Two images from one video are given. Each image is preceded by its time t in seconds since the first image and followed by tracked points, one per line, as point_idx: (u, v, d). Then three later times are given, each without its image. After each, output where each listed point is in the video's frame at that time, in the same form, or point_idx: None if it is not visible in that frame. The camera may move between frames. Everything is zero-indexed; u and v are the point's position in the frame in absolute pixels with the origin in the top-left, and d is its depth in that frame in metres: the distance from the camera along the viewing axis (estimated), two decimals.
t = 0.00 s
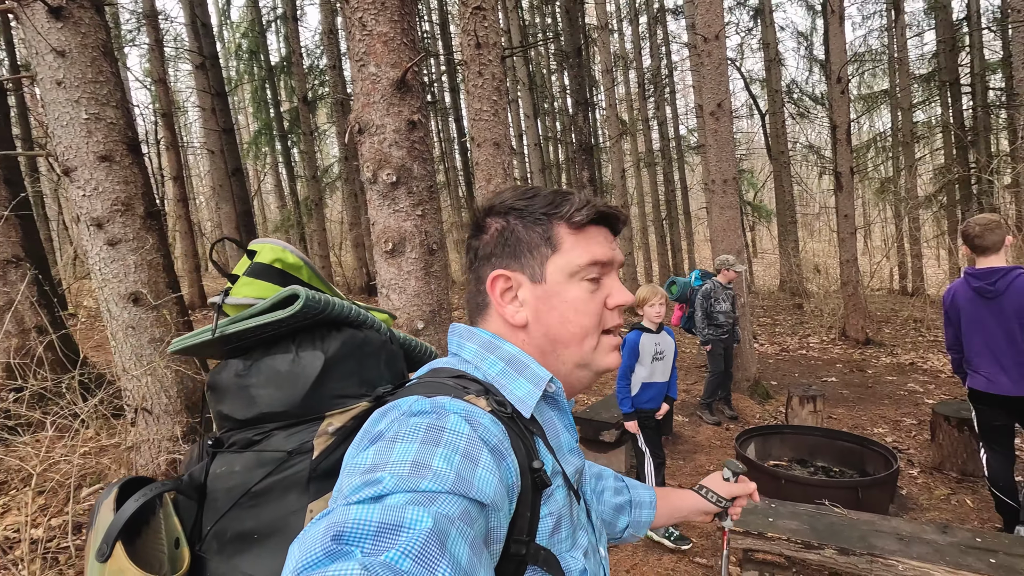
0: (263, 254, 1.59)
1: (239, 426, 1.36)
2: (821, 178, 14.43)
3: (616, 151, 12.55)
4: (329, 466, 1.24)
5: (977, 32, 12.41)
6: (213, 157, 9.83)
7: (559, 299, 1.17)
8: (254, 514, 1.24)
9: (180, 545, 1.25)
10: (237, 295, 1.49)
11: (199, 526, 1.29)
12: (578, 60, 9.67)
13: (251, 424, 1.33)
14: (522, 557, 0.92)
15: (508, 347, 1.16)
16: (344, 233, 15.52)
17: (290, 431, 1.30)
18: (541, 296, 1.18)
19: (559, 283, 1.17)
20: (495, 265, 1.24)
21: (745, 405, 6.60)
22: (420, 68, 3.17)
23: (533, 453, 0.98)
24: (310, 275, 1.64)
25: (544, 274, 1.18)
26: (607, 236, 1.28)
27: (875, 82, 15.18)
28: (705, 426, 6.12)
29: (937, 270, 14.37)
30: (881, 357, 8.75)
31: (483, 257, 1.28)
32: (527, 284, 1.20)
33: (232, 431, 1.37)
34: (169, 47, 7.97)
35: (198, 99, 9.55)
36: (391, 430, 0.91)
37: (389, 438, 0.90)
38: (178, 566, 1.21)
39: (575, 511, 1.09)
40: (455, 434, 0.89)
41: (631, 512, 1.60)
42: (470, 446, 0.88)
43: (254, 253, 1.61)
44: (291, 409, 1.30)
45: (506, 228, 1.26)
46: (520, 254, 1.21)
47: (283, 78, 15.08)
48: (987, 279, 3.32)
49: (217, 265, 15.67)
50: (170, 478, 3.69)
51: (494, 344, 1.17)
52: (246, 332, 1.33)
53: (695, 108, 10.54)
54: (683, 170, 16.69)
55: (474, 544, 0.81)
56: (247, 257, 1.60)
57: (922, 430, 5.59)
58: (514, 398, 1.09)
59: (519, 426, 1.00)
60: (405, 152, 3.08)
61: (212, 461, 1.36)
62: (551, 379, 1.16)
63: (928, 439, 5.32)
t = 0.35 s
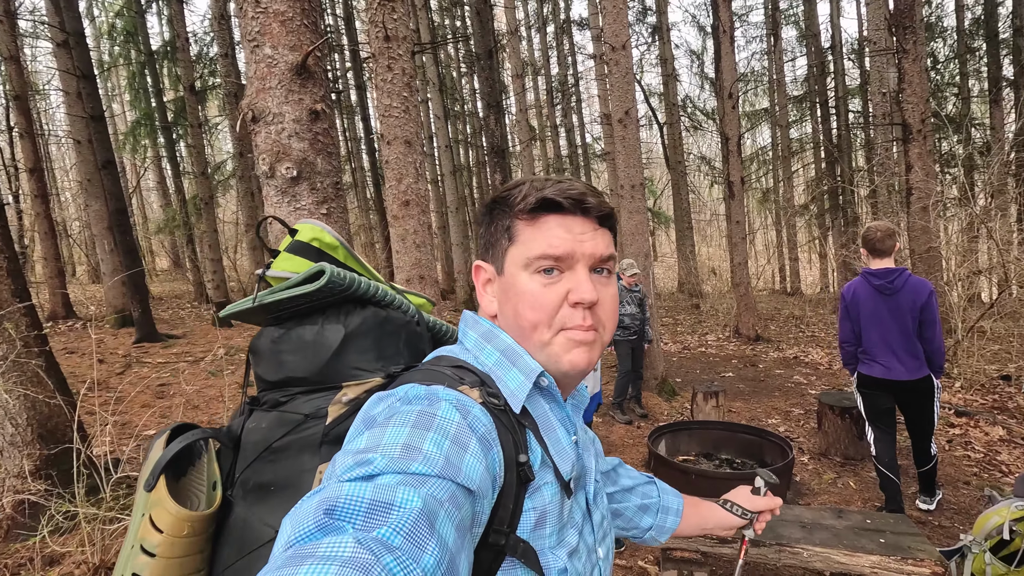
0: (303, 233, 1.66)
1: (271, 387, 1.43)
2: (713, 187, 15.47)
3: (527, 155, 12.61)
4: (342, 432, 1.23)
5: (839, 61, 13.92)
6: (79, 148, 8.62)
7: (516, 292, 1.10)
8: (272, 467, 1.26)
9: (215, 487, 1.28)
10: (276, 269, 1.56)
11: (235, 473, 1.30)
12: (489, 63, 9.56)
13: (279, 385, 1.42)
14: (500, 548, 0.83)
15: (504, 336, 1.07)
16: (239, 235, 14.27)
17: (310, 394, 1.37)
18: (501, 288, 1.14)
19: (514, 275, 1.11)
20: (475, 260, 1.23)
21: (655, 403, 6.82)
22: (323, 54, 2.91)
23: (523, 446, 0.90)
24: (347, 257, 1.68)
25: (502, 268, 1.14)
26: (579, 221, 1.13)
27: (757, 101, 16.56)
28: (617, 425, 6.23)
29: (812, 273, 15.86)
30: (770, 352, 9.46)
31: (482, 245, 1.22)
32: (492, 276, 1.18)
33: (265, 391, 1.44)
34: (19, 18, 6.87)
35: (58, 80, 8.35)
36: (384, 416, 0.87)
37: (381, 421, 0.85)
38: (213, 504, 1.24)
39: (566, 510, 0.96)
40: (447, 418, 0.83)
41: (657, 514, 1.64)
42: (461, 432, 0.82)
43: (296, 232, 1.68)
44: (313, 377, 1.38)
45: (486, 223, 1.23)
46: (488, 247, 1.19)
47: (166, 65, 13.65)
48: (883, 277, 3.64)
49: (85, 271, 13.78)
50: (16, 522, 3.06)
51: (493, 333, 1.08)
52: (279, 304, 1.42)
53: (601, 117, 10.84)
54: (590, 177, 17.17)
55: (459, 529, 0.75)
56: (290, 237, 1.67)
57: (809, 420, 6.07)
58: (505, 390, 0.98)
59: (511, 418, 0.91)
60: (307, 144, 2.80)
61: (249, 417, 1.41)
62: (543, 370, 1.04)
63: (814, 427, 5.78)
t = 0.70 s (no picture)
0: (314, 224, 1.52)
1: (275, 378, 1.36)
2: (619, 192, 16.17)
3: (440, 155, 12.42)
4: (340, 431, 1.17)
5: (728, 80, 15.12)
6: None
7: (564, 306, 1.10)
8: (276, 458, 1.22)
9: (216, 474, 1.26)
10: (286, 258, 1.43)
11: (236, 459, 1.28)
12: (402, 59, 9.29)
13: (284, 377, 1.34)
14: (490, 561, 0.84)
15: (519, 348, 1.08)
16: (115, 232, 12.68)
17: (314, 388, 1.30)
18: (539, 299, 1.13)
19: (563, 292, 1.11)
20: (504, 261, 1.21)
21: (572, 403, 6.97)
22: (234, 34, 2.65)
23: (522, 460, 0.91)
24: (358, 249, 1.55)
25: (548, 278, 1.13)
26: (630, 241, 1.17)
27: (657, 113, 17.57)
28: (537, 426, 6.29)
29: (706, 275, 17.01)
30: (674, 349, 10.02)
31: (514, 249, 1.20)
32: (526, 286, 1.16)
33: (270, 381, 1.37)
34: None
35: None
36: (387, 415, 0.87)
37: (383, 420, 0.86)
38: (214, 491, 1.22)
39: (563, 526, 0.98)
40: (448, 424, 0.84)
41: (650, 511, 1.68)
42: (460, 440, 0.83)
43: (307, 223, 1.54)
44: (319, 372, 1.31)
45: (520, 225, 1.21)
46: (527, 250, 1.17)
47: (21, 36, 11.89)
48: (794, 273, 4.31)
49: None
50: None
51: (506, 344, 1.09)
52: (287, 297, 1.31)
53: (514, 120, 10.92)
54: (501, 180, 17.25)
55: (451, 536, 0.77)
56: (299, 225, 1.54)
57: (712, 412, 6.49)
58: (514, 404, 0.98)
59: (511, 430, 0.92)
60: (215, 132, 2.54)
61: (252, 405, 1.36)
62: (553, 387, 1.06)
63: (718, 419, 6.19)
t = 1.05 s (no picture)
0: (321, 224, 1.46)
1: (282, 379, 1.33)
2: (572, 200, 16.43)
3: (394, 157, 12.23)
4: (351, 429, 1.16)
5: (676, 95, 15.68)
6: None
7: (621, 297, 1.14)
8: (283, 459, 1.20)
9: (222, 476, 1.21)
10: (292, 257, 1.36)
11: (241, 462, 1.24)
12: (359, 58, 9.10)
13: (291, 378, 1.31)
14: (509, 554, 0.88)
15: (531, 343, 1.13)
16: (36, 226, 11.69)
17: (320, 390, 1.26)
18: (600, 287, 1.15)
19: (622, 280, 1.15)
20: (556, 249, 1.19)
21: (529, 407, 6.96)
22: (195, 20, 2.52)
23: (537, 454, 0.95)
24: (364, 249, 1.49)
25: (610, 270, 1.15)
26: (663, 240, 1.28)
27: (609, 124, 18.00)
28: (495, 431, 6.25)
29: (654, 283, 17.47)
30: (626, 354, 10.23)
31: (575, 240, 1.18)
32: (584, 273, 1.15)
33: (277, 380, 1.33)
34: None
35: None
36: (401, 414, 0.91)
37: (396, 420, 0.90)
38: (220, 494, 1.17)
39: (577, 514, 1.03)
40: (463, 421, 0.88)
41: (641, 504, 1.70)
42: (474, 436, 0.86)
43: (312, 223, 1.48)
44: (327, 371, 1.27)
45: (572, 217, 1.21)
46: (585, 242, 1.18)
47: None
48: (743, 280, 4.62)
49: None
50: None
51: (517, 339, 1.13)
52: (294, 296, 1.26)
53: (470, 125, 10.91)
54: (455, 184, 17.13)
55: (470, 532, 0.79)
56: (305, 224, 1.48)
57: (665, 415, 6.67)
58: (528, 398, 1.02)
59: (524, 424, 0.96)
60: (173, 122, 2.41)
61: (257, 407, 1.33)
62: (565, 381, 1.11)
63: (671, 422, 6.36)
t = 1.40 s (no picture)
0: (273, 233, 1.29)
1: (237, 401, 1.14)
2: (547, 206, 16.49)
3: (370, 160, 12.07)
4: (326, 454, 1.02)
5: (651, 105, 15.91)
6: None
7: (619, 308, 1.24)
8: (248, 488, 1.06)
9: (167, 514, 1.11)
10: (244, 271, 1.19)
11: (190, 497, 1.11)
12: (336, 59, 8.95)
13: (248, 400, 1.12)
14: (518, 551, 0.89)
15: (516, 344, 1.09)
16: None
17: (286, 410, 1.09)
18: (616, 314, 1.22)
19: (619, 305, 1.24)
20: (601, 272, 1.17)
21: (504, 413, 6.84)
22: (167, 14, 2.44)
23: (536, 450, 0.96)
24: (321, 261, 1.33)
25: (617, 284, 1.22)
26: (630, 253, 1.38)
27: (584, 131, 18.15)
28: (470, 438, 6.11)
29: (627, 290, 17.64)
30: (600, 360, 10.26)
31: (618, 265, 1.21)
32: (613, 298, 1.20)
33: (230, 405, 1.15)
34: None
35: None
36: (401, 420, 0.90)
37: (396, 427, 0.89)
38: (166, 535, 1.08)
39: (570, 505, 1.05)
40: (465, 425, 0.87)
41: (614, 508, 1.63)
42: (480, 438, 0.86)
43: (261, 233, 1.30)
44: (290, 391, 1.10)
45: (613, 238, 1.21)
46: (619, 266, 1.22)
47: None
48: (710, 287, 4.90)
49: None
50: None
51: (500, 341, 1.09)
52: (249, 311, 1.10)
53: (446, 130, 10.87)
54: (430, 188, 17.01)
55: (481, 532, 0.80)
56: (252, 234, 1.30)
57: (639, 421, 6.71)
58: (521, 397, 1.01)
59: (523, 423, 0.97)
60: (142, 118, 2.32)
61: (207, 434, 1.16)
62: (555, 379, 1.10)
63: (645, 428, 6.41)
